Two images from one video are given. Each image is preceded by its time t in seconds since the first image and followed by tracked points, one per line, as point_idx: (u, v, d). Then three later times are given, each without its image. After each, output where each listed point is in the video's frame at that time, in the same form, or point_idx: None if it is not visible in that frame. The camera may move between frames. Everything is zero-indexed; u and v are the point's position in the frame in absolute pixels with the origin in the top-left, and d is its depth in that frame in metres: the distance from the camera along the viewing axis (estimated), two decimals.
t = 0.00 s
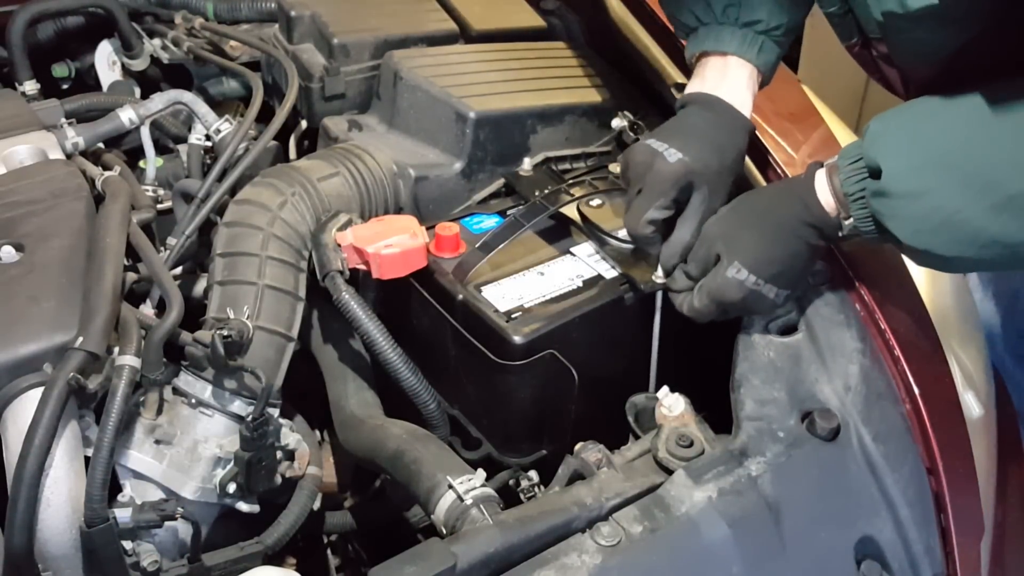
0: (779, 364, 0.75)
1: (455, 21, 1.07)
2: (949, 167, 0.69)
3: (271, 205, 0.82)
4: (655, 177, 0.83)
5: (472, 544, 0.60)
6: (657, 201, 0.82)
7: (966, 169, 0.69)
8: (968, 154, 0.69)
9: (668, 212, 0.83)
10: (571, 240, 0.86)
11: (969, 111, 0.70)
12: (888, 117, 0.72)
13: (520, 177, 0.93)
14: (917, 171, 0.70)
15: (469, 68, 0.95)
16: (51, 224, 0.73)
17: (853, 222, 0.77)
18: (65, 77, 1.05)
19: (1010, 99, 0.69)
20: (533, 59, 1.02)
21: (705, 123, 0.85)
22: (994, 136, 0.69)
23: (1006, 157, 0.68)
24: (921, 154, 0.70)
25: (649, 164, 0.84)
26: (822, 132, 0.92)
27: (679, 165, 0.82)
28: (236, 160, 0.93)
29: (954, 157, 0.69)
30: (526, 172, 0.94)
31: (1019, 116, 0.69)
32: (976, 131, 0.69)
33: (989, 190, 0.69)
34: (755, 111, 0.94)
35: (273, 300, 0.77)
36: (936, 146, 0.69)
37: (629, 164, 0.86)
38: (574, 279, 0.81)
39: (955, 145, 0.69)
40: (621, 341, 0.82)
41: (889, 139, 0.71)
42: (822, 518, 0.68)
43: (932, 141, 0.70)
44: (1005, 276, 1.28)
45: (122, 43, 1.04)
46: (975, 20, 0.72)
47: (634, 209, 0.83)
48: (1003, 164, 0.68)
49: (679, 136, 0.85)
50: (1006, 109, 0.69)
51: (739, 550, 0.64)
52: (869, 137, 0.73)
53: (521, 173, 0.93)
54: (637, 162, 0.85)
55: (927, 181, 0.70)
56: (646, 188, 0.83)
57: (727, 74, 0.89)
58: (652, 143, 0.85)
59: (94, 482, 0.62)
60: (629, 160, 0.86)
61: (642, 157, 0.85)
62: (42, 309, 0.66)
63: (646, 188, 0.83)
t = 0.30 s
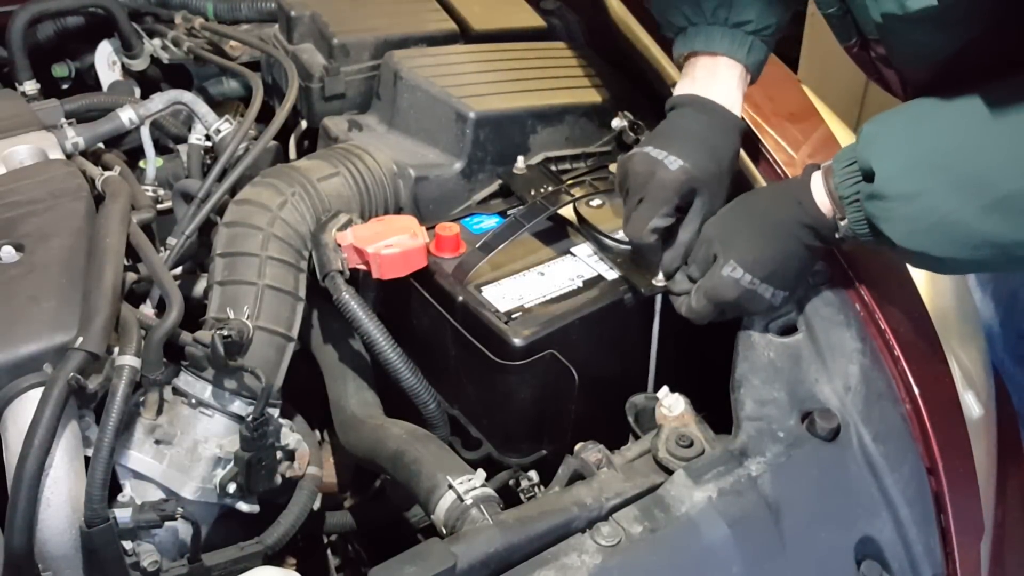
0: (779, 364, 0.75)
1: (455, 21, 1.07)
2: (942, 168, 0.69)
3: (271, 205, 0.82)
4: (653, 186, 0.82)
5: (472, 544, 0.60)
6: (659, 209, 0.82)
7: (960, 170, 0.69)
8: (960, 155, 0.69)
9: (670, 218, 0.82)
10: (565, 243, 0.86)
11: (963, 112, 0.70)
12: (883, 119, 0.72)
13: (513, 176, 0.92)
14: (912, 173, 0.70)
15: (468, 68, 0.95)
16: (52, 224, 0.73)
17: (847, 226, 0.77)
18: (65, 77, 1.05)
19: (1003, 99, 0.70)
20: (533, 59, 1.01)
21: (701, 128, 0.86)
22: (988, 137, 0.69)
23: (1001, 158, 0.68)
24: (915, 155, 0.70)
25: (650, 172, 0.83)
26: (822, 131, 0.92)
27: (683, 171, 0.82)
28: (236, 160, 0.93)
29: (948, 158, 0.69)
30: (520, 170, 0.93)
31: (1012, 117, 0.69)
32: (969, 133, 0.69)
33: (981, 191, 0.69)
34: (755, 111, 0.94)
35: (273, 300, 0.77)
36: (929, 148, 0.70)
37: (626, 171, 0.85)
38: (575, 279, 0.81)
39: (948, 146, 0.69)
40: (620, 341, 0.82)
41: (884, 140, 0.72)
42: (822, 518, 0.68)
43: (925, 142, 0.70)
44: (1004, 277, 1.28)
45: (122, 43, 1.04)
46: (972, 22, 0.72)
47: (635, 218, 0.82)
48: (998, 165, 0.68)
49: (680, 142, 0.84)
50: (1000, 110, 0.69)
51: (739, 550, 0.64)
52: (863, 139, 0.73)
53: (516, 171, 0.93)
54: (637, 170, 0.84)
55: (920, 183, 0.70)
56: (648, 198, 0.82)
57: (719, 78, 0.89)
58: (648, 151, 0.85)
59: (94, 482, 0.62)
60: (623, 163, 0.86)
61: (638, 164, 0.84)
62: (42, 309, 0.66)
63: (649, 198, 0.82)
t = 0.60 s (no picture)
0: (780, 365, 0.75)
1: (455, 21, 1.07)
2: (917, 205, 0.70)
3: (271, 205, 0.82)
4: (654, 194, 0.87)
5: (472, 545, 0.60)
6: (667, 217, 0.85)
7: (932, 207, 0.69)
8: (934, 189, 0.69)
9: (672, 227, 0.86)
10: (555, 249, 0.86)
11: (930, 151, 0.71)
12: (853, 169, 0.73)
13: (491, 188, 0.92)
14: (885, 213, 0.70)
15: (469, 69, 0.95)
16: (52, 224, 0.73)
17: (825, 283, 0.75)
18: (65, 77, 1.05)
19: (964, 134, 0.71)
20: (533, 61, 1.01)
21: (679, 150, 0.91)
22: (953, 171, 0.70)
23: (969, 190, 0.69)
24: (886, 195, 0.70)
25: (654, 181, 0.87)
26: (821, 132, 0.93)
27: (682, 176, 0.88)
28: (237, 160, 0.93)
29: (918, 194, 0.70)
30: (496, 182, 0.93)
31: (973, 150, 0.70)
32: (939, 169, 0.70)
33: (958, 225, 0.69)
34: (756, 111, 0.93)
35: (273, 300, 0.77)
36: (902, 185, 0.70)
37: (623, 180, 0.88)
38: (574, 279, 0.82)
39: (920, 183, 0.70)
40: (620, 340, 0.82)
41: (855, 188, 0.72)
42: (822, 518, 0.68)
43: (898, 181, 0.70)
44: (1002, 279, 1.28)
45: (122, 43, 1.04)
46: (969, 48, 0.74)
47: (648, 226, 0.84)
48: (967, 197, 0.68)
49: (666, 152, 0.90)
50: (961, 144, 0.71)
51: (739, 551, 0.64)
52: (836, 189, 0.74)
53: (491, 184, 0.92)
54: (638, 180, 0.87)
55: (896, 221, 0.70)
56: (658, 206, 0.86)
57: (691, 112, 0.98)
58: (645, 162, 0.89)
59: (94, 482, 0.62)
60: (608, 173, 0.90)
61: (630, 175, 0.88)
62: (42, 309, 0.66)
63: (659, 206, 0.86)
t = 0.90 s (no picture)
0: (779, 365, 0.75)
1: (455, 21, 1.07)
2: (876, 185, 0.71)
3: (271, 206, 0.82)
4: (651, 189, 0.88)
5: (472, 545, 0.60)
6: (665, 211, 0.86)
7: (888, 188, 0.70)
8: (892, 170, 0.70)
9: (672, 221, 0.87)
10: (554, 249, 0.86)
11: (892, 130, 0.72)
12: (818, 151, 0.75)
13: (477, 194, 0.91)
14: (842, 193, 0.72)
15: (469, 68, 0.95)
16: (52, 224, 0.73)
17: (800, 259, 0.77)
18: (65, 77, 1.05)
19: (926, 113, 0.71)
20: (533, 60, 1.01)
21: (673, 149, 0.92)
22: (911, 150, 0.70)
23: (923, 169, 0.69)
24: (844, 178, 0.72)
25: (648, 177, 0.89)
26: (821, 133, 0.93)
27: (675, 172, 0.90)
28: (237, 160, 0.93)
29: (875, 175, 0.71)
30: (481, 188, 0.92)
31: (932, 129, 0.70)
32: (899, 149, 0.71)
33: (916, 205, 0.70)
34: (756, 111, 0.93)
35: (273, 300, 0.77)
36: (864, 165, 0.71)
37: (618, 178, 0.89)
38: (574, 279, 0.82)
39: (880, 162, 0.71)
40: (620, 340, 0.82)
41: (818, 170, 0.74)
42: (822, 518, 0.68)
43: (859, 162, 0.72)
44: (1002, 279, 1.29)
45: (122, 43, 1.04)
46: (964, 34, 0.73)
47: (648, 220, 0.85)
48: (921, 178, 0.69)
49: (659, 150, 0.92)
50: (921, 122, 0.71)
51: (739, 551, 0.64)
52: (805, 170, 0.75)
53: (477, 189, 0.91)
54: (634, 176, 0.89)
55: (857, 201, 0.71)
56: (655, 201, 0.87)
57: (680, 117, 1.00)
58: (640, 160, 0.90)
59: (94, 482, 0.62)
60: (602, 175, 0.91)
61: (624, 174, 0.89)
62: (42, 309, 0.66)
63: (656, 200, 0.87)
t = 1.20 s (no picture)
0: (780, 365, 0.74)
1: (454, 21, 1.07)
2: (869, 203, 0.71)
3: (271, 205, 0.82)
4: (644, 190, 0.87)
5: (472, 545, 0.60)
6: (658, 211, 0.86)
7: (879, 204, 0.70)
8: (883, 186, 0.70)
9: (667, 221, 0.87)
10: (552, 249, 0.86)
11: (882, 148, 0.72)
12: (813, 177, 0.75)
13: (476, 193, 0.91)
14: (836, 213, 0.72)
15: (469, 68, 0.95)
16: (52, 224, 0.73)
17: (806, 277, 0.77)
18: (65, 77, 1.05)
19: (911, 127, 0.72)
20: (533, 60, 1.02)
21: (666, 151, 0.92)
22: (899, 165, 0.70)
23: (912, 182, 0.69)
24: (837, 200, 0.72)
25: (641, 177, 0.88)
26: (821, 133, 0.94)
27: (669, 172, 0.89)
28: (236, 160, 0.93)
29: (865, 193, 0.71)
30: (481, 186, 0.92)
31: (918, 142, 0.71)
32: (888, 164, 0.71)
33: (909, 218, 0.70)
34: (756, 112, 0.94)
35: (273, 300, 0.77)
36: (855, 185, 0.71)
37: (612, 180, 0.89)
38: (574, 280, 0.82)
39: (871, 181, 0.71)
40: (621, 339, 0.82)
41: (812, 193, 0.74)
42: (822, 518, 0.68)
43: (851, 182, 0.72)
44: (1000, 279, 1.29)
45: (122, 43, 1.04)
46: (951, 34, 0.73)
47: (642, 221, 0.85)
48: (909, 191, 0.69)
49: (653, 151, 0.91)
50: (906, 136, 0.71)
51: (739, 551, 0.64)
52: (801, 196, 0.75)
53: (477, 188, 0.91)
54: (628, 177, 0.88)
55: (853, 221, 0.71)
56: (648, 202, 0.86)
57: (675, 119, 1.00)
58: (634, 161, 0.90)
59: (94, 482, 0.62)
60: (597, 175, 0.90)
61: (617, 174, 0.89)
62: (42, 309, 0.66)
63: (649, 201, 0.86)
